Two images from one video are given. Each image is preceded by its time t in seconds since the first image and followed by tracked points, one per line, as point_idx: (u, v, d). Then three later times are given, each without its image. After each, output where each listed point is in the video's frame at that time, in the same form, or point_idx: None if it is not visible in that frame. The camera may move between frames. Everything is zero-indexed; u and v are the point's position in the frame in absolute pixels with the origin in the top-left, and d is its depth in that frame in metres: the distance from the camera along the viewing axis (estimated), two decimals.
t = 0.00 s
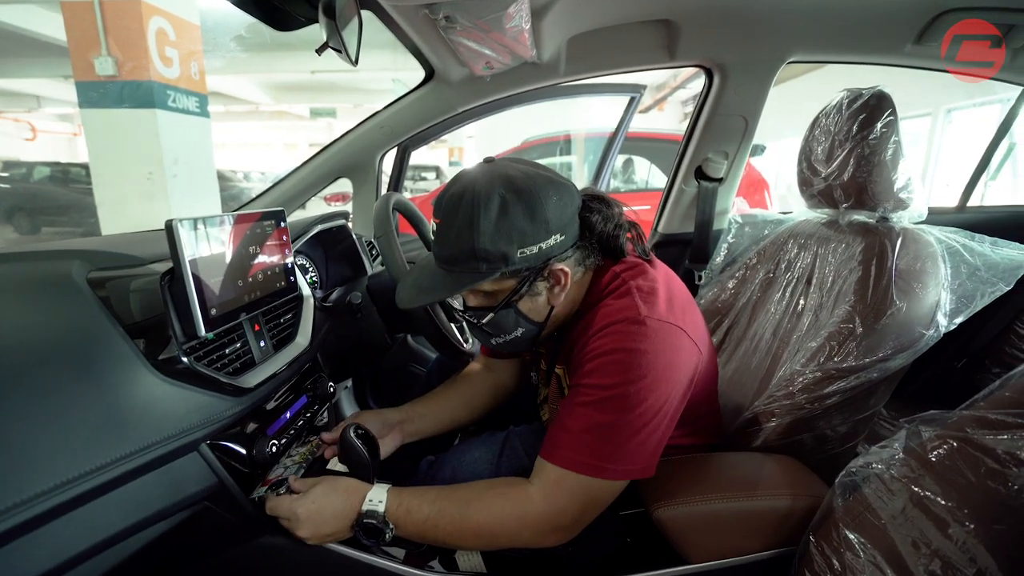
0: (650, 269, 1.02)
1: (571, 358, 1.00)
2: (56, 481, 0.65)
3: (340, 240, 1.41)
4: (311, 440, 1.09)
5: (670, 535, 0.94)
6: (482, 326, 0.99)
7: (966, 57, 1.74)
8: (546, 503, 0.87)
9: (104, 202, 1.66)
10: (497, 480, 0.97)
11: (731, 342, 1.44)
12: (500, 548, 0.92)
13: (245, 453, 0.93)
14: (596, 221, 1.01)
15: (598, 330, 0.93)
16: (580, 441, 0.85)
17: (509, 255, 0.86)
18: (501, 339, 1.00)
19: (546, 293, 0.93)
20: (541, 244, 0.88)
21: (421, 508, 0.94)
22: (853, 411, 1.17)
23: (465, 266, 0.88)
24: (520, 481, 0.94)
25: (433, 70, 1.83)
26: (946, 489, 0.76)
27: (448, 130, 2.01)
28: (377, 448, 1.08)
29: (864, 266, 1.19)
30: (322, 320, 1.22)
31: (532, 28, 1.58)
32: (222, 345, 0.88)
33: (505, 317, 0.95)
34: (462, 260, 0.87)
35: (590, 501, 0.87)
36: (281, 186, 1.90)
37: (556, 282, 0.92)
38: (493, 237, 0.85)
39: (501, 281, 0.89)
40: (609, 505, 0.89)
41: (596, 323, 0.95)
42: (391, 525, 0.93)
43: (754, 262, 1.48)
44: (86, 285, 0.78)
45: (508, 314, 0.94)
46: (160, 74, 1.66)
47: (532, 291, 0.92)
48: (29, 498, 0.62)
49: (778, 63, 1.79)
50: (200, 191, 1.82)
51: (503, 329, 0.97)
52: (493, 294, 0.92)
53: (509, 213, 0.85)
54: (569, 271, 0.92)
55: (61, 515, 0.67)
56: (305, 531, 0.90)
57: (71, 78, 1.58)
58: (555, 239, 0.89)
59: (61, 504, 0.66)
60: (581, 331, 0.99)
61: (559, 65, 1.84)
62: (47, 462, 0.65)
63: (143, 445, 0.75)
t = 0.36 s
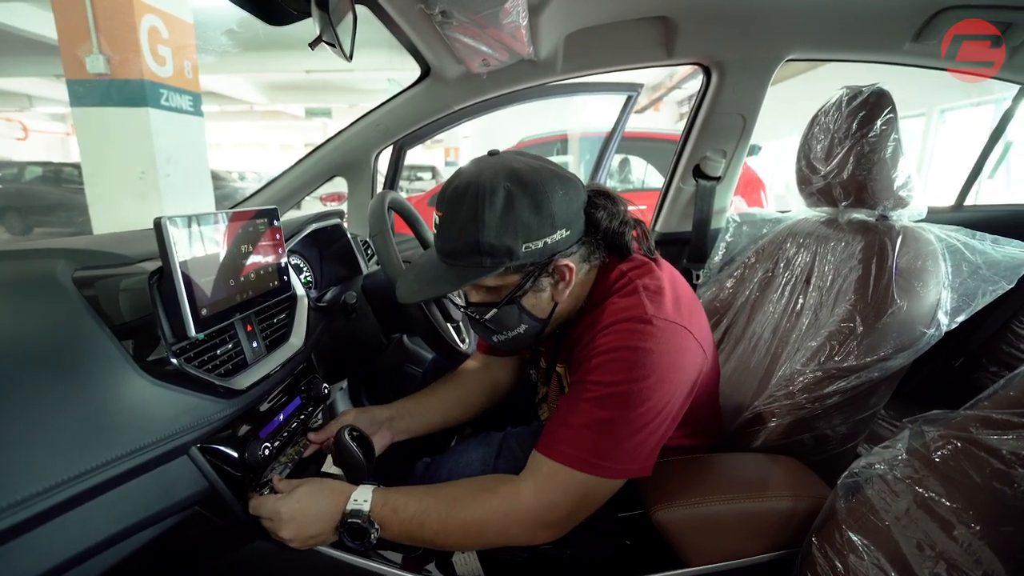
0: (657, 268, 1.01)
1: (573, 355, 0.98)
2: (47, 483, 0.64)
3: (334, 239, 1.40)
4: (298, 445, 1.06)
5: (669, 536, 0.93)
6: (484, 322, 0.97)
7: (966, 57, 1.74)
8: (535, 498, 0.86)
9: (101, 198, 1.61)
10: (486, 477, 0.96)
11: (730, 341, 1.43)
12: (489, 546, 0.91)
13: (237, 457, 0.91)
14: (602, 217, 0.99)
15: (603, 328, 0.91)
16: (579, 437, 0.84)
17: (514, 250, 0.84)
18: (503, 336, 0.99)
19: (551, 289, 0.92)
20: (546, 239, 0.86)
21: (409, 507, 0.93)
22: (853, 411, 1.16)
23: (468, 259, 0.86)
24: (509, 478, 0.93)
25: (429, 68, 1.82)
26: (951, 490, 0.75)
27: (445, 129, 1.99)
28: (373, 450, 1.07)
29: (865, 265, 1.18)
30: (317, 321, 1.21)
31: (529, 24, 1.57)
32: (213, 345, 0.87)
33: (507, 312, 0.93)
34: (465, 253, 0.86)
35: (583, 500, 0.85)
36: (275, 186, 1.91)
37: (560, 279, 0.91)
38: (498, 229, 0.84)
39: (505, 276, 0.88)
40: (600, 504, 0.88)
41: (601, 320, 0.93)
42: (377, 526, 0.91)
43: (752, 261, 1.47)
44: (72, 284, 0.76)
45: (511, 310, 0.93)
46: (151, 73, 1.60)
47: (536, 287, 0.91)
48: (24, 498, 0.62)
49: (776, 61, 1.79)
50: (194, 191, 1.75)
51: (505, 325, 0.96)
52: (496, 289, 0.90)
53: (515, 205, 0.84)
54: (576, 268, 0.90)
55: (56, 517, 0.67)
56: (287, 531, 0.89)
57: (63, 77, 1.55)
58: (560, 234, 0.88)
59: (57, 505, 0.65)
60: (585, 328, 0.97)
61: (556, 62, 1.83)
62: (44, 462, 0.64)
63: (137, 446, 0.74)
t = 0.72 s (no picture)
0: (660, 266, 0.99)
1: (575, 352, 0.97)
2: (36, 485, 0.63)
3: (329, 238, 1.38)
4: (293, 449, 1.07)
5: (669, 538, 0.91)
6: (484, 313, 0.95)
7: (966, 56, 1.74)
8: (535, 497, 0.84)
9: (91, 201, 1.59)
10: (483, 478, 0.94)
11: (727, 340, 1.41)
12: (486, 548, 0.90)
13: (229, 460, 0.89)
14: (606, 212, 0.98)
15: (604, 326, 0.90)
16: (579, 435, 0.83)
17: (518, 240, 0.83)
18: (502, 331, 0.97)
19: (553, 282, 0.91)
20: (552, 230, 0.85)
21: (403, 513, 0.91)
22: (854, 410, 1.14)
23: (471, 248, 0.84)
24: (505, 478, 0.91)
25: (424, 65, 1.80)
26: (954, 491, 0.74)
27: (441, 127, 1.98)
28: (368, 452, 1.05)
29: (863, 266, 1.17)
30: (310, 321, 1.19)
31: (526, 21, 1.56)
32: (204, 346, 0.85)
33: (509, 305, 0.91)
34: (469, 242, 0.85)
35: (581, 500, 0.84)
36: (268, 185, 1.85)
37: (563, 271, 0.90)
38: (503, 218, 0.82)
39: (508, 267, 0.86)
40: (599, 504, 0.87)
41: (603, 318, 0.92)
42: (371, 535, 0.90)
43: (750, 260, 1.46)
44: (57, 283, 0.74)
45: (512, 302, 0.91)
46: (142, 68, 1.54)
47: (539, 279, 0.90)
48: (19, 498, 0.62)
49: (774, 59, 1.78)
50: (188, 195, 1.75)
51: (505, 318, 0.94)
52: (499, 280, 0.89)
53: (521, 194, 0.83)
54: (579, 260, 0.90)
55: (49, 517, 0.66)
56: (279, 539, 0.87)
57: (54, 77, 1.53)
58: (565, 226, 0.87)
59: (51, 505, 0.65)
60: (585, 325, 0.96)
61: (553, 59, 1.82)
62: (36, 463, 0.64)
63: (127, 448, 0.73)
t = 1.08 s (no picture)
0: (659, 263, 0.98)
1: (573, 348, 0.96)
2: (34, 486, 0.63)
3: (324, 238, 1.37)
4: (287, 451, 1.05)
5: (668, 540, 0.90)
6: (482, 303, 0.94)
7: (967, 56, 1.74)
8: (527, 494, 0.84)
9: (83, 199, 1.56)
10: (477, 475, 0.93)
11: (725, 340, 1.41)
12: (474, 548, 0.89)
13: (222, 463, 0.88)
14: (607, 207, 0.97)
15: (603, 322, 0.89)
16: (577, 431, 0.82)
17: (519, 230, 0.82)
18: (500, 322, 0.96)
19: (553, 274, 0.90)
20: (553, 222, 0.85)
21: (400, 514, 0.90)
22: (853, 410, 1.14)
23: (472, 237, 0.84)
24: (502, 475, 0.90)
25: (420, 64, 1.79)
26: (954, 492, 0.74)
27: (437, 127, 1.96)
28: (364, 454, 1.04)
29: (862, 265, 1.17)
30: (305, 321, 1.18)
31: (523, 19, 1.55)
32: (197, 347, 0.84)
33: (507, 295, 0.91)
34: (470, 231, 0.84)
35: (574, 500, 0.84)
36: (263, 185, 1.86)
37: (563, 263, 0.89)
38: (504, 208, 0.82)
39: (508, 257, 0.86)
40: (590, 504, 0.86)
41: (601, 314, 0.91)
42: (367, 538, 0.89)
43: (748, 260, 1.45)
44: (46, 283, 0.73)
45: (511, 293, 0.90)
46: (135, 65, 1.52)
47: (538, 271, 0.89)
48: (19, 498, 0.61)
49: (771, 59, 1.78)
50: (184, 196, 1.73)
51: (504, 309, 0.93)
52: (498, 270, 0.88)
53: (523, 185, 0.82)
54: (579, 252, 0.89)
55: (47, 519, 0.65)
56: (273, 541, 0.86)
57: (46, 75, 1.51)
58: (566, 218, 0.86)
59: (50, 506, 0.64)
60: (583, 322, 0.95)
61: (550, 57, 1.81)
62: (32, 465, 0.63)
63: (123, 449, 0.72)
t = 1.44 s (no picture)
0: (653, 264, 0.98)
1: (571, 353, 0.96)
2: (37, 489, 0.63)
3: (321, 240, 1.36)
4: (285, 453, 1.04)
5: (669, 543, 0.90)
6: (477, 303, 0.94)
7: (967, 56, 1.74)
8: (535, 501, 0.83)
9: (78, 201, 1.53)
10: (482, 482, 0.93)
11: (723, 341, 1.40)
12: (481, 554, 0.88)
13: (219, 467, 0.88)
14: (601, 208, 0.97)
15: (600, 326, 0.89)
16: (577, 438, 0.81)
17: (513, 229, 0.82)
18: (494, 324, 0.96)
19: (548, 274, 0.90)
20: (547, 221, 0.84)
21: (402, 517, 0.89)
22: (851, 411, 1.14)
23: (466, 237, 0.84)
24: (506, 481, 0.90)
25: (417, 64, 1.79)
26: (954, 493, 0.74)
27: (435, 128, 1.95)
28: (362, 457, 1.04)
29: (860, 266, 1.17)
30: (303, 323, 1.17)
31: (521, 19, 1.54)
32: (193, 350, 0.83)
33: (502, 295, 0.90)
34: (464, 230, 0.84)
35: (582, 507, 0.83)
36: (259, 185, 1.85)
37: (558, 263, 0.89)
38: (499, 207, 0.81)
39: (502, 257, 0.86)
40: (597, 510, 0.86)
41: (599, 318, 0.91)
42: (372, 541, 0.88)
43: (745, 260, 1.45)
44: (38, 286, 0.72)
45: (506, 292, 0.89)
46: (130, 65, 1.52)
47: (533, 271, 0.88)
48: (24, 500, 0.61)
49: (769, 60, 1.78)
50: (181, 197, 1.70)
51: (499, 310, 0.93)
52: (493, 270, 0.88)
53: (516, 183, 0.82)
54: (574, 252, 0.88)
55: (46, 523, 0.65)
56: (276, 552, 0.85)
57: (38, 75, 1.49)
58: (561, 218, 0.86)
59: (54, 508, 0.64)
60: (580, 326, 0.95)
61: (547, 57, 1.81)
62: (33, 469, 0.63)
63: (122, 453, 0.72)
